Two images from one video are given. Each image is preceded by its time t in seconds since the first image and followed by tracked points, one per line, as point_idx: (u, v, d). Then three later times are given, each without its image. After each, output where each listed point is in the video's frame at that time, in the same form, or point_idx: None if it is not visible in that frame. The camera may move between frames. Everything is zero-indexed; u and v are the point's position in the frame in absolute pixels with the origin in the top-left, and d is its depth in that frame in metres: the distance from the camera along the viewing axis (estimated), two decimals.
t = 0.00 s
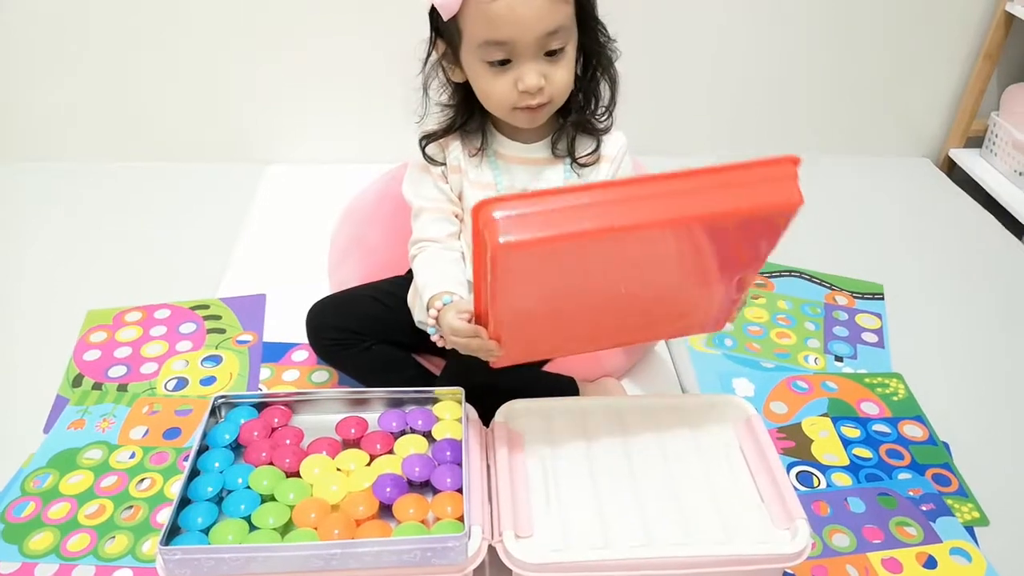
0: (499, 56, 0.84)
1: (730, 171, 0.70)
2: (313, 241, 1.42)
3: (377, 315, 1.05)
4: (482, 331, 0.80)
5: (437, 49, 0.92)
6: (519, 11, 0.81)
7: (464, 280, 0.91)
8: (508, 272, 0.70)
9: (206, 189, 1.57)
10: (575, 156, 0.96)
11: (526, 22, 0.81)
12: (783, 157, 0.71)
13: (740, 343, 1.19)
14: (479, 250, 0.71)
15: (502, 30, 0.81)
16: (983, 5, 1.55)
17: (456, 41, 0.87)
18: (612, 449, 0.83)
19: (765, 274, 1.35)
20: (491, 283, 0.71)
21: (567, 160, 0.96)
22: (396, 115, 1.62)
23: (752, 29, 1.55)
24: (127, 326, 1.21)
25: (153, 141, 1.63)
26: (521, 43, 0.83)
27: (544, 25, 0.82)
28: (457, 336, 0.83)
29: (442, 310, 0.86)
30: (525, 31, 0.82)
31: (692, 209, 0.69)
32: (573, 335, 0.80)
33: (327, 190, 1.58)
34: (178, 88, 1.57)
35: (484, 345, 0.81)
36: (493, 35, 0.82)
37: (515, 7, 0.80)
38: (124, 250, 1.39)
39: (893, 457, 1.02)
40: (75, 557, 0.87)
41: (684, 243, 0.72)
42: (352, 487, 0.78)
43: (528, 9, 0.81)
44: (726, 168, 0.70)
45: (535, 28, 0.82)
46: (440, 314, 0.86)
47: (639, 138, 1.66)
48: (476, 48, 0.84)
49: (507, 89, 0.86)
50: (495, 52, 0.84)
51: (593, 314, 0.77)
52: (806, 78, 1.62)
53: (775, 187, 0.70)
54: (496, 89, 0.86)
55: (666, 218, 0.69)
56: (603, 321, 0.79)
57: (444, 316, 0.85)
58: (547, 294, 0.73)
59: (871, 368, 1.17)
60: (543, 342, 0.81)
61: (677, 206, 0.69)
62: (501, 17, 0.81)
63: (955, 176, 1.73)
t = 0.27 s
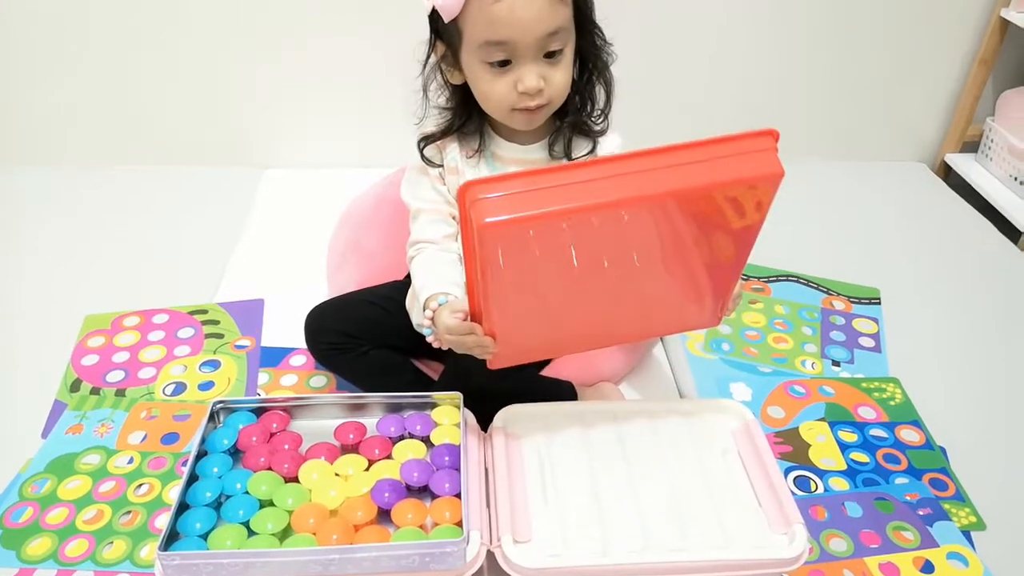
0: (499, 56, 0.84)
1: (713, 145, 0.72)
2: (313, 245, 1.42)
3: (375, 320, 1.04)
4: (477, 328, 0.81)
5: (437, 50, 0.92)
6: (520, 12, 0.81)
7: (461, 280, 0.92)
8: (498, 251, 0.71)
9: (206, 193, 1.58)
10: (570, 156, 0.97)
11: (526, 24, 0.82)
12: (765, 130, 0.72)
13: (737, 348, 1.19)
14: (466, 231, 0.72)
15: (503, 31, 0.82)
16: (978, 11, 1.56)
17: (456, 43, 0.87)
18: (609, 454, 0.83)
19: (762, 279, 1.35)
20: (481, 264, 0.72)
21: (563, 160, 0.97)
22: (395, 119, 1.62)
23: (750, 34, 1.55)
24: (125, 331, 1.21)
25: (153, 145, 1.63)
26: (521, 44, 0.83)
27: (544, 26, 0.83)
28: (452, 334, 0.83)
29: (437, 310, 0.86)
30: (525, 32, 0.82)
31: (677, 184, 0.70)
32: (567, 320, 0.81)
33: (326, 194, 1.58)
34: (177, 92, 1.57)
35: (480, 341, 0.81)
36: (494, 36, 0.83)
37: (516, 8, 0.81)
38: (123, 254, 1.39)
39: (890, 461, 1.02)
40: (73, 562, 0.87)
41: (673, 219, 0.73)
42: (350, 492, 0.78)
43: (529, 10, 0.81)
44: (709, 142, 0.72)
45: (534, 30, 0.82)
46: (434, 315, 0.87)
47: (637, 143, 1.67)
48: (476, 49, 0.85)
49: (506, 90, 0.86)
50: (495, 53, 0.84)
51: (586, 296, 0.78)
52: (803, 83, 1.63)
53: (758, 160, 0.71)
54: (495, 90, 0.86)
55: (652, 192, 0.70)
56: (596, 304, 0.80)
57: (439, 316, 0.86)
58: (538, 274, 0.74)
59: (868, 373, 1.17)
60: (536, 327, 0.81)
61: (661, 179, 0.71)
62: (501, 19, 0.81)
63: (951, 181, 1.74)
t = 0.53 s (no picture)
0: (499, 61, 0.85)
1: (711, 147, 0.73)
2: (316, 250, 1.43)
3: (380, 325, 1.05)
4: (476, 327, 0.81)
5: (439, 54, 0.92)
6: (520, 18, 0.82)
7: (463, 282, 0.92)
8: (497, 250, 0.71)
9: (210, 199, 1.58)
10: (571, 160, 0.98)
11: (527, 29, 0.82)
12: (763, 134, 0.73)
13: (740, 354, 1.20)
14: (465, 229, 0.72)
15: (503, 37, 0.83)
16: (980, 18, 1.57)
17: (457, 47, 0.88)
18: (612, 459, 0.83)
19: (764, 285, 1.35)
20: (481, 263, 0.72)
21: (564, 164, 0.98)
22: (395, 123, 1.62)
23: (752, 41, 1.56)
24: (129, 335, 1.21)
25: (157, 151, 1.64)
26: (521, 49, 0.84)
27: (544, 31, 0.83)
28: (452, 336, 0.84)
29: (437, 312, 0.87)
30: (525, 38, 0.83)
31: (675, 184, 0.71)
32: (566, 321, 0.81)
33: (329, 200, 1.59)
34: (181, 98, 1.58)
35: (479, 340, 0.82)
36: (494, 41, 0.83)
37: (516, 14, 0.82)
38: (128, 260, 1.40)
39: (891, 467, 1.03)
40: (78, 566, 0.88)
41: (671, 220, 0.73)
42: (354, 496, 0.78)
43: (529, 16, 0.82)
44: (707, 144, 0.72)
45: (535, 35, 0.83)
46: (435, 316, 0.87)
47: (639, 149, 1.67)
48: (477, 54, 0.85)
49: (507, 94, 0.86)
50: (496, 58, 0.85)
51: (585, 298, 0.79)
52: (805, 90, 1.63)
53: (754, 162, 0.72)
54: (496, 94, 0.87)
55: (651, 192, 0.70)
56: (595, 306, 0.80)
57: (439, 317, 0.86)
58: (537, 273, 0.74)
59: (870, 379, 1.17)
60: (535, 329, 0.81)
61: (660, 180, 0.71)
62: (502, 25, 0.82)
63: (953, 187, 1.74)
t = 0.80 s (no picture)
0: (499, 68, 0.85)
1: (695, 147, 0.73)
2: (315, 254, 1.43)
3: (377, 329, 1.05)
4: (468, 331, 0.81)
5: (438, 58, 0.93)
6: (522, 26, 0.82)
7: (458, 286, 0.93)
8: (484, 255, 0.72)
9: (209, 203, 1.58)
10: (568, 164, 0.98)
11: (528, 37, 0.83)
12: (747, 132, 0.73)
13: (737, 359, 1.20)
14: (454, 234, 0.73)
15: (504, 44, 0.83)
16: (977, 26, 1.57)
17: (457, 53, 0.88)
18: (609, 464, 0.83)
19: (762, 290, 1.36)
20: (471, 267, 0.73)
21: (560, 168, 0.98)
22: (394, 126, 1.62)
23: (750, 48, 1.57)
24: (127, 339, 1.21)
25: (156, 155, 1.64)
26: (522, 57, 0.84)
27: (545, 39, 0.83)
28: (444, 340, 0.84)
29: (431, 315, 0.87)
30: (527, 45, 0.83)
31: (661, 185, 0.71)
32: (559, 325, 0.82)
33: (328, 204, 1.59)
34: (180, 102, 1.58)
35: (471, 343, 0.82)
36: (495, 47, 0.83)
37: (518, 21, 0.82)
38: (126, 263, 1.40)
39: (889, 473, 1.03)
40: (75, 569, 0.88)
41: (657, 221, 0.74)
42: (352, 501, 0.78)
43: (531, 24, 0.82)
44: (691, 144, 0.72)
45: (536, 43, 0.83)
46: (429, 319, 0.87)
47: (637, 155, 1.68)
48: (477, 59, 0.86)
49: (506, 100, 0.87)
50: (496, 64, 0.85)
51: (578, 300, 0.79)
52: (803, 96, 1.63)
53: (741, 162, 0.72)
54: (496, 99, 0.87)
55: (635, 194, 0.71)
56: (587, 308, 0.80)
57: (433, 320, 0.87)
58: (526, 276, 0.75)
59: (868, 385, 1.17)
60: (528, 332, 0.82)
61: (647, 182, 0.71)
62: (503, 32, 0.82)
63: (950, 194, 1.75)
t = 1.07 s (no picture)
0: (504, 78, 0.86)
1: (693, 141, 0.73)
2: (318, 256, 1.43)
3: (383, 330, 1.06)
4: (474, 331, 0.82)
5: (441, 62, 0.93)
6: (528, 40, 0.83)
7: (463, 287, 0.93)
8: (486, 256, 0.72)
9: (213, 205, 1.59)
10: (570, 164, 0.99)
11: (534, 51, 0.83)
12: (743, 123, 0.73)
13: (742, 361, 1.20)
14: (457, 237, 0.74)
15: (510, 56, 0.83)
16: (982, 26, 1.57)
17: (462, 58, 0.88)
18: (614, 466, 0.83)
19: (766, 292, 1.36)
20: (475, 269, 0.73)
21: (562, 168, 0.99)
22: (397, 127, 1.63)
23: (754, 50, 1.56)
24: (132, 341, 1.22)
25: (161, 157, 1.65)
26: (527, 69, 0.85)
27: (551, 53, 0.84)
28: (451, 338, 0.85)
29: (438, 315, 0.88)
30: (532, 59, 0.84)
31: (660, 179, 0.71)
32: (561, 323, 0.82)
33: (332, 206, 1.59)
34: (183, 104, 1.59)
35: (476, 343, 0.83)
36: (500, 59, 0.84)
37: (525, 35, 0.82)
38: (130, 266, 1.40)
39: (893, 475, 1.03)
40: (82, 571, 0.88)
41: (658, 217, 0.74)
42: (356, 502, 0.79)
43: (538, 39, 0.83)
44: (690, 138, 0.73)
45: (542, 56, 0.84)
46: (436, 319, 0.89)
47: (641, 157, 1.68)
48: (482, 68, 0.86)
49: (508, 109, 0.88)
50: (500, 74, 0.85)
51: (581, 299, 0.79)
52: (807, 97, 1.63)
53: (740, 152, 0.72)
54: (497, 107, 0.88)
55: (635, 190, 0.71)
56: (591, 305, 0.80)
57: (439, 320, 0.87)
58: (528, 275, 0.75)
59: (872, 386, 1.17)
60: (531, 332, 0.82)
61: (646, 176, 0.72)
62: (511, 45, 0.83)
63: (955, 195, 1.74)
